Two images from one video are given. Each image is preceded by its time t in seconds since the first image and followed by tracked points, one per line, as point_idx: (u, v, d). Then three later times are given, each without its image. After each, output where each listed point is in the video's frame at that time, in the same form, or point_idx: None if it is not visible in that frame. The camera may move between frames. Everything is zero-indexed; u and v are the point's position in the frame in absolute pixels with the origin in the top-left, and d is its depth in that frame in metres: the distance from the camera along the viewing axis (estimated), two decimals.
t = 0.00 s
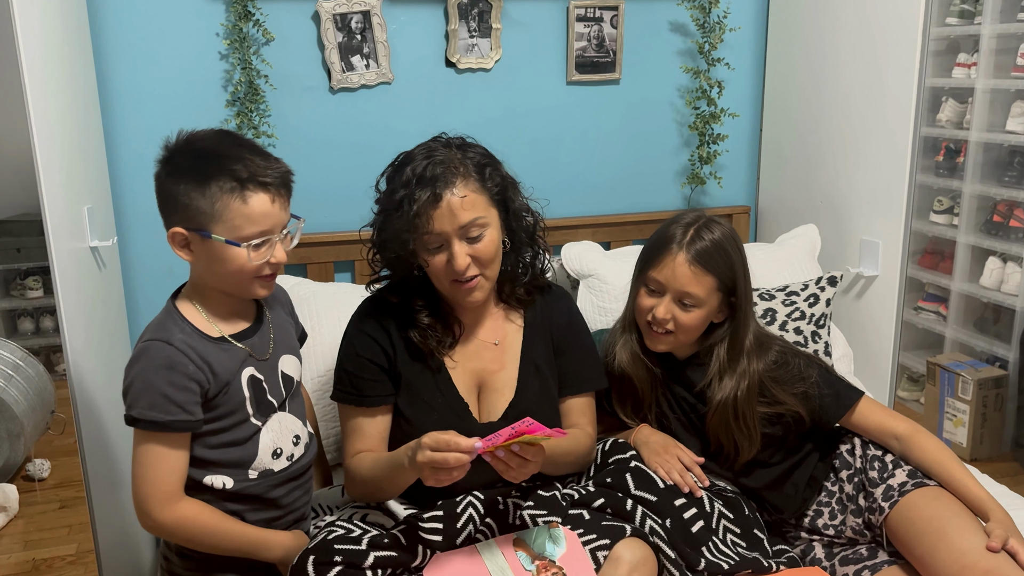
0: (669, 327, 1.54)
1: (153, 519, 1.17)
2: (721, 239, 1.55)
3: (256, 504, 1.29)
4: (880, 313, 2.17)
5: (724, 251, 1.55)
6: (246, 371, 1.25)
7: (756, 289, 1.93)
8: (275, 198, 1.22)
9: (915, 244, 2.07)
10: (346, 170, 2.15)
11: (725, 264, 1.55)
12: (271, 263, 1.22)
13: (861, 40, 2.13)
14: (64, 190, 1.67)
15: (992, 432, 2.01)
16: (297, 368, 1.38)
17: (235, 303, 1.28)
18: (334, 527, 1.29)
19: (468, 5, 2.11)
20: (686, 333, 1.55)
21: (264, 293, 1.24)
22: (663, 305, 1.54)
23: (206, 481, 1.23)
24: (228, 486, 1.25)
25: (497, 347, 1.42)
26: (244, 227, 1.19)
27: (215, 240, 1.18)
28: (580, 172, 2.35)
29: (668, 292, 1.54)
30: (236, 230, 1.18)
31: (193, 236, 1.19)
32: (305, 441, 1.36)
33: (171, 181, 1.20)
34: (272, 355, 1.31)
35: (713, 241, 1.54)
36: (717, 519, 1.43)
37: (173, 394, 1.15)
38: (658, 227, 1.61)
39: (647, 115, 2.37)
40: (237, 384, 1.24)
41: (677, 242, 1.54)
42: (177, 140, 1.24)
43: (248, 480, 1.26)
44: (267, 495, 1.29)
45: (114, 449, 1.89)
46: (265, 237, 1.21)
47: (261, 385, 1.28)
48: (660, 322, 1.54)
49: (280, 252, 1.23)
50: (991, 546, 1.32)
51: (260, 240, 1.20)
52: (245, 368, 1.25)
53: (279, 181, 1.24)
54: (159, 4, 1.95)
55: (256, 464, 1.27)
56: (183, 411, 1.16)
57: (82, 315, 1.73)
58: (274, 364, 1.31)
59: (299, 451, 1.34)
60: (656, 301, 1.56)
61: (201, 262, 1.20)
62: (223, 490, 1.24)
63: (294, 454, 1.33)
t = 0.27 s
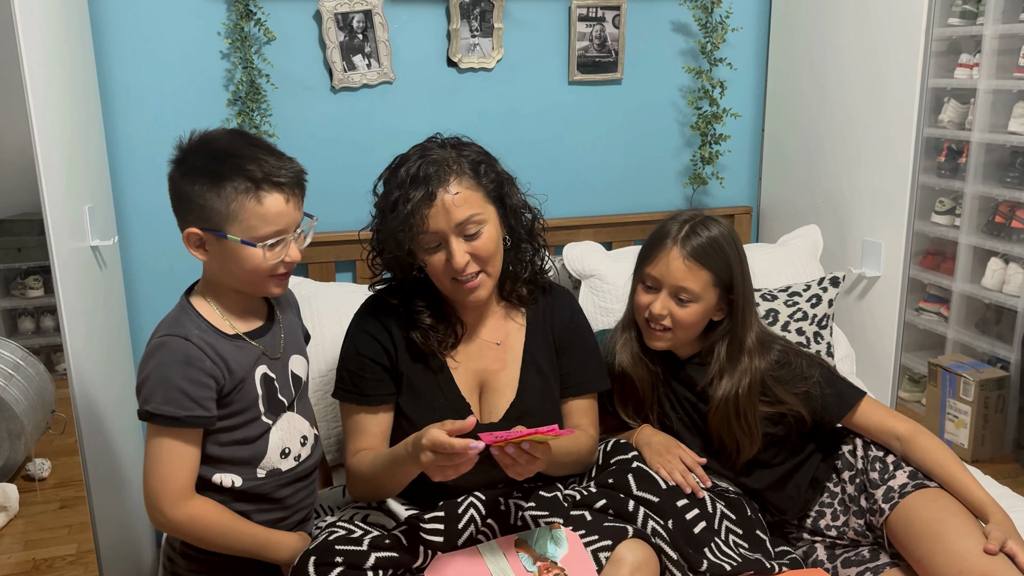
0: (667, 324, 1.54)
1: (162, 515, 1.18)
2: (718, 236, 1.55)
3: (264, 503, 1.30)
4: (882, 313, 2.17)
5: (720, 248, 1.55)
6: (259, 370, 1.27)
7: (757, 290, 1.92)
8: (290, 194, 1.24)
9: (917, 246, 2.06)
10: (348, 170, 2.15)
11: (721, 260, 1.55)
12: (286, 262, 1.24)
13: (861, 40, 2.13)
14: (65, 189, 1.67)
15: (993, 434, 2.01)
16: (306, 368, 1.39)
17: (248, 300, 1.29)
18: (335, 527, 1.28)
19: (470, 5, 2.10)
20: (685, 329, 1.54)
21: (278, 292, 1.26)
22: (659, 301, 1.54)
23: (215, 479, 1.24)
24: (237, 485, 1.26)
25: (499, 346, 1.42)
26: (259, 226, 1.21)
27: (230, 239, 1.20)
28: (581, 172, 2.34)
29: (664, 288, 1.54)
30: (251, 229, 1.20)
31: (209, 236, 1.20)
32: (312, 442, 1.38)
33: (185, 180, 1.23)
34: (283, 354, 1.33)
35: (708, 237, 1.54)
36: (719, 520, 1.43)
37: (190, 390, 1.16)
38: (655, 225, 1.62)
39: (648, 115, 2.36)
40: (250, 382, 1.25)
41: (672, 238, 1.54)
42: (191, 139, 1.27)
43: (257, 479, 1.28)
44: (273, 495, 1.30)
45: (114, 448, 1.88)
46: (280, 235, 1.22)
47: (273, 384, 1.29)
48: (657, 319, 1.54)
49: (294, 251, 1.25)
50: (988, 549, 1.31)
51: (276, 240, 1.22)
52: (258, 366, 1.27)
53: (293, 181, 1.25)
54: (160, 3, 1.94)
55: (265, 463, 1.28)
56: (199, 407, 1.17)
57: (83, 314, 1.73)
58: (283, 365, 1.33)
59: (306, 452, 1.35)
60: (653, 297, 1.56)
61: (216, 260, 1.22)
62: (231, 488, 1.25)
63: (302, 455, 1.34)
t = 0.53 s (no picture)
0: (667, 326, 1.53)
1: (163, 515, 1.18)
2: (717, 237, 1.55)
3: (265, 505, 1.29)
4: (884, 316, 2.16)
5: (719, 249, 1.55)
6: (264, 373, 1.27)
7: (760, 293, 1.92)
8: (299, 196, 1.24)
9: (919, 247, 2.06)
10: (349, 171, 2.14)
11: (721, 262, 1.54)
12: (294, 266, 1.24)
13: (863, 42, 2.13)
14: (67, 191, 1.67)
15: (995, 437, 2.00)
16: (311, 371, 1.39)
17: (257, 304, 1.30)
18: (338, 530, 1.28)
19: (472, 7, 2.10)
20: (685, 331, 1.53)
21: (285, 295, 1.26)
22: (659, 303, 1.53)
23: (216, 481, 1.24)
24: (239, 487, 1.26)
25: (505, 350, 1.41)
26: (268, 231, 1.21)
27: (240, 243, 1.20)
28: (583, 175, 2.34)
29: (663, 290, 1.54)
30: (260, 234, 1.21)
31: (219, 239, 1.21)
32: (315, 446, 1.37)
33: (197, 182, 1.23)
34: (289, 357, 1.32)
35: (708, 239, 1.54)
36: (723, 524, 1.42)
37: (194, 392, 1.16)
38: (655, 228, 1.62)
39: (650, 117, 2.36)
40: (254, 385, 1.25)
41: (671, 240, 1.54)
42: (204, 142, 1.28)
43: (259, 481, 1.28)
44: (275, 498, 1.30)
45: (116, 450, 1.88)
46: (289, 239, 1.23)
47: (278, 387, 1.29)
48: (657, 321, 1.53)
49: (303, 256, 1.25)
50: (993, 556, 1.31)
51: (285, 244, 1.22)
52: (263, 369, 1.27)
53: (304, 186, 1.26)
54: (162, 5, 1.94)
55: (267, 466, 1.28)
56: (202, 409, 1.17)
57: (85, 316, 1.73)
58: (290, 366, 1.32)
59: (308, 455, 1.35)
60: (653, 299, 1.55)
61: (226, 263, 1.23)
62: (232, 489, 1.25)
63: (305, 458, 1.34)
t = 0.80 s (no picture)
0: (665, 330, 1.53)
1: (172, 516, 1.19)
2: (715, 241, 1.55)
3: (274, 508, 1.30)
4: (885, 320, 2.16)
5: (718, 253, 1.55)
6: (273, 374, 1.27)
7: (762, 297, 1.92)
8: (301, 195, 1.25)
9: (920, 251, 2.06)
10: (352, 174, 2.15)
11: (719, 266, 1.55)
12: (299, 263, 1.24)
13: (864, 47, 2.14)
14: (71, 193, 1.67)
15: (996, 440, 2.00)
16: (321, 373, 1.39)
17: (263, 304, 1.29)
18: (340, 533, 1.28)
19: (475, 11, 2.11)
20: (684, 336, 1.53)
21: (292, 294, 1.27)
22: (657, 307, 1.54)
23: (227, 482, 1.25)
24: (250, 489, 1.26)
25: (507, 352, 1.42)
26: (269, 230, 1.21)
27: (242, 243, 1.20)
28: (585, 178, 2.34)
29: (662, 294, 1.54)
30: (262, 233, 1.21)
31: (221, 240, 1.21)
32: (326, 448, 1.37)
33: (199, 186, 1.23)
34: (298, 359, 1.33)
35: (706, 243, 1.54)
36: (725, 527, 1.42)
37: (202, 393, 1.17)
38: (654, 232, 1.62)
39: (652, 121, 2.37)
40: (264, 386, 1.25)
41: (669, 244, 1.54)
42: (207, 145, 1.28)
43: (269, 483, 1.28)
44: (285, 501, 1.30)
45: (118, 452, 1.88)
46: (292, 237, 1.23)
47: (287, 388, 1.29)
48: (655, 325, 1.53)
49: (307, 253, 1.25)
50: (993, 562, 1.32)
51: (287, 242, 1.22)
52: (272, 370, 1.27)
53: (304, 184, 1.26)
54: (166, 7, 1.95)
55: (277, 468, 1.28)
56: (212, 410, 1.18)
57: (88, 318, 1.73)
58: (299, 368, 1.33)
59: (319, 458, 1.35)
60: (651, 303, 1.56)
61: (230, 264, 1.23)
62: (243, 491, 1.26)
63: (315, 461, 1.34)
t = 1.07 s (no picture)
0: (662, 333, 1.53)
1: (178, 520, 1.18)
2: (712, 245, 1.55)
3: (280, 512, 1.29)
4: (886, 325, 2.16)
5: (714, 257, 1.55)
6: (281, 376, 1.27)
7: (763, 300, 1.92)
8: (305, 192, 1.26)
9: (921, 255, 2.06)
10: (353, 176, 2.15)
11: (716, 269, 1.54)
12: (304, 262, 1.25)
13: (865, 52, 2.14)
14: (72, 194, 1.67)
15: (996, 444, 1.99)
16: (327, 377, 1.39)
17: (269, 305, 1.30)
18: (341, 536, 1.29)
19: (477, 14, 2.11)
20: (681, 340, 1.53)
21: (298, 294, 1.27)
22: (654, 310, 1.54)
23: (235, 487, 1.24)
24: (258, 494, 1.26)
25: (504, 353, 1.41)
26: (275, 228, 1.22)
27: (249, 242, 1.21)
28: (586, 182, 2.34)
29: (658, 297, 1.54)
30: (267, 232, 1.22)
31: (227, 241, 1.22)
32: (332, 452, 1.38)
33: (200, 189, 1.23)
34: (305, 361, 1.33)
35: (702, 246, 1.54)
36: (725, 531, 1.42)
37: (212, 396, 1.17)
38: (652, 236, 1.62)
39: (653, 125, 2.37)
40: (272, 388, 1.26)
41: (666, 248, 1.54)
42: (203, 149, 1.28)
43: (278, 488, 1.28)
44: (293, 505, 1.30)
45: (118, 454, 1.88)
46: (297, 236, 1.24)
47: (295, 390, 1.29)
48: (652, 328, 1.53)
49: (313, 251, 1.26)
50: (993, 568, 1.31)
51: (293, 240, 1.23)
52: (280, 372, 1.27)
53: (307, 181, 1.27)
54: (168, 9, 1.95)
55: (285, 472, 1.28)
56: (221, 413, 1.18)
57: (89, 319, 1.73)
58: (305, 370, 1.33)
59: (325, 462, 1.36)
60: (648, 307, 1.56)
61: (236, 265, 1.23)
62: (250, 496, 1.26)
63: (321, 465, 1.35)
